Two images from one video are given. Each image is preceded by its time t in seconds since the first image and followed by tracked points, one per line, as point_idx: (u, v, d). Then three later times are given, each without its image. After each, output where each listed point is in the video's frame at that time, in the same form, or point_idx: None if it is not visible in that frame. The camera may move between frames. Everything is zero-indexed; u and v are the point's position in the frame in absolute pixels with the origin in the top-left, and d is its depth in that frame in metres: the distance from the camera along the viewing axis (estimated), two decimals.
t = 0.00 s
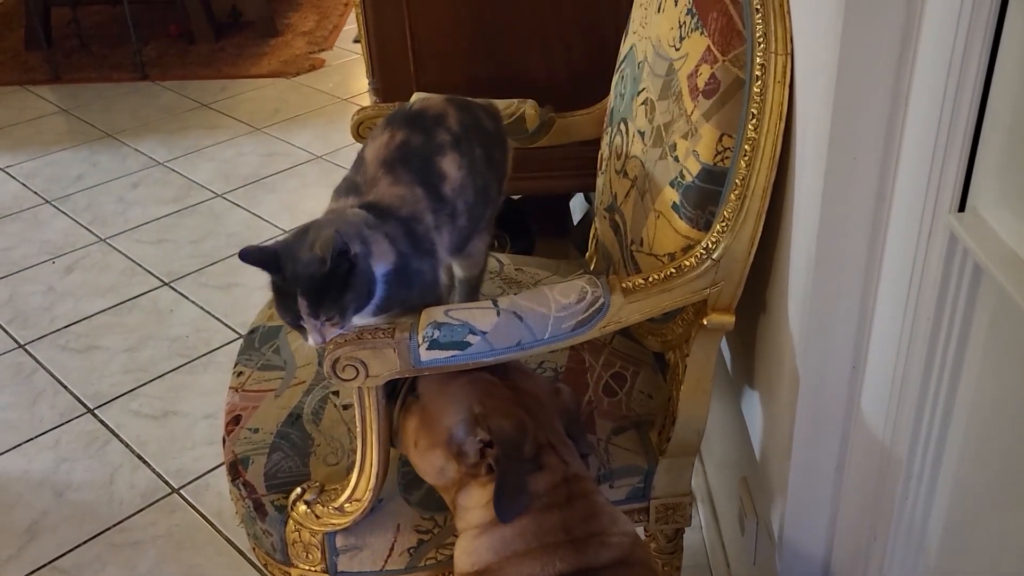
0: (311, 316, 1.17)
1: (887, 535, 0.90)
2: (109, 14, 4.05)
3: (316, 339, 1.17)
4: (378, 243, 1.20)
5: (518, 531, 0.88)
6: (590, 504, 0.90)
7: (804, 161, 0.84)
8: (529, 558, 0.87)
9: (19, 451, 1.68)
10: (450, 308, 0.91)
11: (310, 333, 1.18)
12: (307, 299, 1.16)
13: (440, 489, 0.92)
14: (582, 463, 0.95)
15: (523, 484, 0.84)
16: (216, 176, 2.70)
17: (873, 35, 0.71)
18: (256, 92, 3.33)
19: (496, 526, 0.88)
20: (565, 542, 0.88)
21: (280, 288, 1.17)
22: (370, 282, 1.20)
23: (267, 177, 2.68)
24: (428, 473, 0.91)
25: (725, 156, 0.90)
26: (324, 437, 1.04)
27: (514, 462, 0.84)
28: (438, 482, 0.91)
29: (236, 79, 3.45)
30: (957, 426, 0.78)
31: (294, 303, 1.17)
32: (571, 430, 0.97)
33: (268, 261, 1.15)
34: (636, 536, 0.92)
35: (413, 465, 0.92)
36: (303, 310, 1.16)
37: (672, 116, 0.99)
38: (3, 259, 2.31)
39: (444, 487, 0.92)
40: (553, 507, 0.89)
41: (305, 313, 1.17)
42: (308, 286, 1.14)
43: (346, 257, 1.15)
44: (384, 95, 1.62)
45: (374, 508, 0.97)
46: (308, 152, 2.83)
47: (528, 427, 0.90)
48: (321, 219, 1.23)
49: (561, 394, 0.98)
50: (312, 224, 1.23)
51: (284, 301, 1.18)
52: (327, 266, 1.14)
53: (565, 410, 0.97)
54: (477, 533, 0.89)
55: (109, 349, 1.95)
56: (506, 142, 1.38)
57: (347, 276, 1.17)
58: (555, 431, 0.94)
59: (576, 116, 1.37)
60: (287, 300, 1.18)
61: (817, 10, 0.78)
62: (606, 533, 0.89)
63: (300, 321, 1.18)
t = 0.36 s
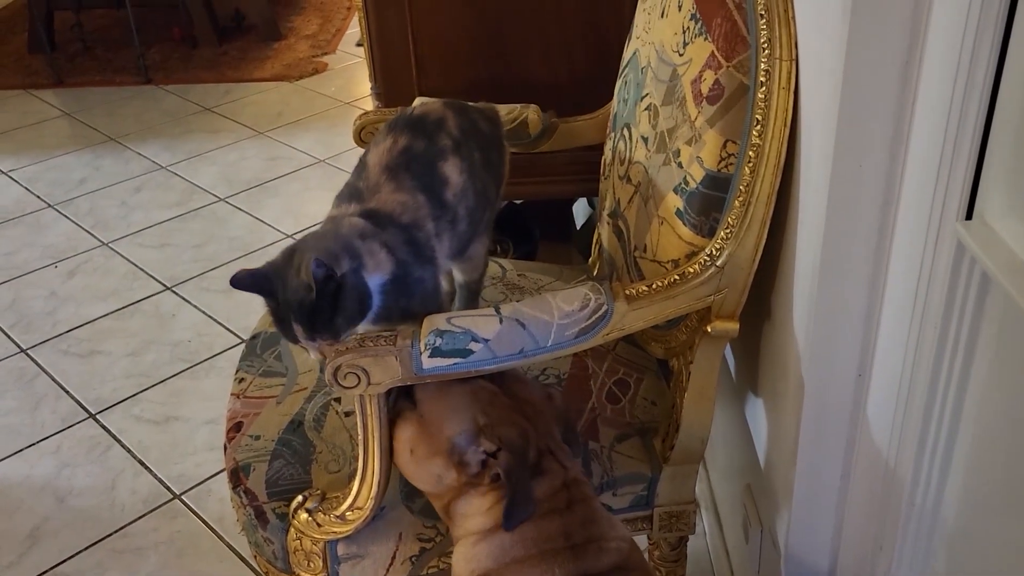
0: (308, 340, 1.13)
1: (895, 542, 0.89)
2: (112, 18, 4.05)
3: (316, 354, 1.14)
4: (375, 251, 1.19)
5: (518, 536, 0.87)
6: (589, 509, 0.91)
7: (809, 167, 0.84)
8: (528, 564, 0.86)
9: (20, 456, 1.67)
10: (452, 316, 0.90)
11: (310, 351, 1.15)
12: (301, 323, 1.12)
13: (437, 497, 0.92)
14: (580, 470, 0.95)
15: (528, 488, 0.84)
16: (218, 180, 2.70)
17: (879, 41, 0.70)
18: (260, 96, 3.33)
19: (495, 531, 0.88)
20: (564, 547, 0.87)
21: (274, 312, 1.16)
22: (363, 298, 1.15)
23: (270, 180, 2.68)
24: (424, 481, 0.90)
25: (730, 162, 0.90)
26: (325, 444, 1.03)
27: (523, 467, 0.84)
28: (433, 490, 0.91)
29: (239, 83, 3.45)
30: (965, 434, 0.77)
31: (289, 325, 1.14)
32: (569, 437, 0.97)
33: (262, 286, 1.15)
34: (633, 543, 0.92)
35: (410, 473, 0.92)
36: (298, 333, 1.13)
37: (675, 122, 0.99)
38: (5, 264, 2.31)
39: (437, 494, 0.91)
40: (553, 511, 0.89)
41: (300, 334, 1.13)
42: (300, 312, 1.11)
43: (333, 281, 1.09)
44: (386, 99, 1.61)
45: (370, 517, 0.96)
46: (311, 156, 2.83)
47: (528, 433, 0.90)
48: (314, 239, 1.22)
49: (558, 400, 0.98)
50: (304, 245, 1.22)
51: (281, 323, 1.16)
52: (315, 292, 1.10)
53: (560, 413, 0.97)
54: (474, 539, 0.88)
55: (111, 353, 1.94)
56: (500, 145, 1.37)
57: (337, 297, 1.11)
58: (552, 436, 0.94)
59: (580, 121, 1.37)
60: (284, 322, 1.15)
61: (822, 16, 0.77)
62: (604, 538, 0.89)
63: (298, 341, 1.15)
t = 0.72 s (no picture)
0: (300, 328, 1.13)
1: (904, 543, 0.89)
2: (119, 22, 4.06)
3: (308, 348, 1.14)
4: (381, 252, 1.19)
5: (518, 534, 0.87)
6: (589, 506, 0.90)
7: (815, 168, 0.83)
8: (527, 562, 0.86)
9: (26, 459, 1.67)
10: (455, 317, 0.90)
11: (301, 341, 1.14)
12: (297, 311, 1.12)
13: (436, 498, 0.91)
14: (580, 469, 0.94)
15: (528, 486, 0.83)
16: (224, 183, 2.70)
17: (886, 40, 0.70)
18: (265, 99, 3.33)
19: (494, 530, 0.87)
20: (563, 545, 0.87)
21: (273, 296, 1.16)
22: (362, 299, 1.14)
23: (275, 183, 2.68)
24: (423, 482, 0.90)
25: (735, 163, 0.89)
26: (329, 446, 1.03)
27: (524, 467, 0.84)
28: (432, 490, 0.90)
29: (245, 86, 3.45)
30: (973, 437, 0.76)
31: (285, 311, 1.13)
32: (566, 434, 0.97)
33: (267, 269, 1.15)
34: (632, 540, 0.92)
35: (409, 475, 0.91)
36: (292, 321, 1.13)
37: (680, 123, 0.98)
38: (11, 267, 2.32)
39: (437, 495, 0.91)
40: (552, 507, 0.88)
41: (294, 322, 1.13)
42: (297, 299, 1.11)
43: (335, 274, 1.10)
44: (390, 101, 1.61)
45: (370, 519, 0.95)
46: (316, 159, 2.83)
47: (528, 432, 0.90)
48: (321, 231, 1.22)
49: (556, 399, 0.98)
50: (312, 235, 1.22)
51: (277, 308, 1.15)
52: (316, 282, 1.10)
53: (556, 412, 0.98)
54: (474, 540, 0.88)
55: (117, 356, 1.94)
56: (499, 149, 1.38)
57: (338, 292, 1.11)
58: (550, 434, 0.94)
59: (585, 121, 1.35)
60: (280, 306, 1.14)
61: (828, 15, 0.77)
62: (603, 536, 0.89)
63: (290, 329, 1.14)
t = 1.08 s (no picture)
0: (316, 311, 1.12)
1: (913, 542, 0.88)
2: (127, 23, 4.08)
3: (321, 334, 1.13)
4: (397, 243, 1.18)
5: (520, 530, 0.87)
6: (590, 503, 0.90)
7: (823, 165, 0.82)
8: (528, 557, 0.86)
9: (34, 458, 1.68)
10: (462, 315, 0.90)
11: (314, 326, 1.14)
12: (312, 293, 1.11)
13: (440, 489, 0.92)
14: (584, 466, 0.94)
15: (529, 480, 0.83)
16: (231, 183, 2.71)
17: (895, 34, 0.69)
18: (273, 99, 3.34)
19: (497, 525, 0.87)
20: (565, 539, 0.87)
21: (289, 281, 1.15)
22: (378, 284, 1.13)
23: (283, 183, 2.69)
24: (426, 469, 0.91)
25: (742, 160, 0.89)
26: (336, 445, 1.03)
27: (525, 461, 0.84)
28: (435, 479, 0.91)
29: (253, 87, 3.46)
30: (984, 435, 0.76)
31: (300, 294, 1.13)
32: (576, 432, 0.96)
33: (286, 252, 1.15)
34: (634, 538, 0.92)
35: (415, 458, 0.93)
36: (307, 303, 1.12)
37: (688, 120, 0.98)
38: (20, 266, 2.33)
39: (439, 485, 0.91)
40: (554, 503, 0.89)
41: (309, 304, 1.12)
42: (313, 281, 1.11)
43: (354, 255, 1.09)
44: (397, 100, 1.61)
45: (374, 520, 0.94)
46: (324, 159, 2.84)
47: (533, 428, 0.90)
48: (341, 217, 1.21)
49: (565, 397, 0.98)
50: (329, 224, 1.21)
51: (292, 292, 1.15)
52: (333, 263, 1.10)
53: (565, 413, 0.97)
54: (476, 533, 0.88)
55: (125, 355, 1.95)
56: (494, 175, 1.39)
57: (354, 275, 1.11)
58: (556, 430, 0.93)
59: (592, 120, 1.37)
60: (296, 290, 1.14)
61: (836, 12, 0.76)
62: (606, 532, 0.88)
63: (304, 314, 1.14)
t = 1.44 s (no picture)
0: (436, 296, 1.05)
1: (927, 550, 0.87)
2: (140, 24, 4.10)
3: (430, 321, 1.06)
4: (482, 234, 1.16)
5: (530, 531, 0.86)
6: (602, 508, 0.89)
7: (837, 165, 0.82)
8: (539, 562, 0.85)
9: (47, 457, 1.69)
10: (473, 316, 0.89)
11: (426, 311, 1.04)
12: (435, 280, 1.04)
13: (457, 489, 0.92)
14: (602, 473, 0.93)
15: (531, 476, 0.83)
16: (243, 183, 2.72)
17: (909, 32, 0.69)
18: (285, 99, 3.35)
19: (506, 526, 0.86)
20: (575, 544, 0.86)
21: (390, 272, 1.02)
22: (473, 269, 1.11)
23: (295, 183, 2.69)
24: (445, 464, 0.91)
25: (755, 160, 0.88)
26: (347, 445, 1.03)
27: (527, 458, 0.83)
28: (453, 476, 0.91)
29: (265, 87, 3.47)
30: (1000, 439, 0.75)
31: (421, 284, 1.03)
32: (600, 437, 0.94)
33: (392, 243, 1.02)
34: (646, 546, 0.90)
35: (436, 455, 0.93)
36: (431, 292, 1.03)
37: (700, 120, 0.97)
38: (33, 266, 2.34)
39: (457, 484, 0.91)
40: (563, 506, 0.88)
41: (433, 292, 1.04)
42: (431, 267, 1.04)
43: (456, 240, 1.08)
44: (408, 100, 1.61)
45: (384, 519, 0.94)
46: (336, 159, 2.84)
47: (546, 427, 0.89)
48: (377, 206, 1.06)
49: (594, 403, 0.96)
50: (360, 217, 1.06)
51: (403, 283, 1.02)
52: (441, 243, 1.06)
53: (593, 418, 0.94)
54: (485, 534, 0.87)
55: (138, 355, 1.96)
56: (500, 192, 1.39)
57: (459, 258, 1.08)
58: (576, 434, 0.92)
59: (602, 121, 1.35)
60: (409, 280, 1.02)
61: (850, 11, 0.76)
62: (617, 538, 0.88)
63: (420, 303, 1.02)
